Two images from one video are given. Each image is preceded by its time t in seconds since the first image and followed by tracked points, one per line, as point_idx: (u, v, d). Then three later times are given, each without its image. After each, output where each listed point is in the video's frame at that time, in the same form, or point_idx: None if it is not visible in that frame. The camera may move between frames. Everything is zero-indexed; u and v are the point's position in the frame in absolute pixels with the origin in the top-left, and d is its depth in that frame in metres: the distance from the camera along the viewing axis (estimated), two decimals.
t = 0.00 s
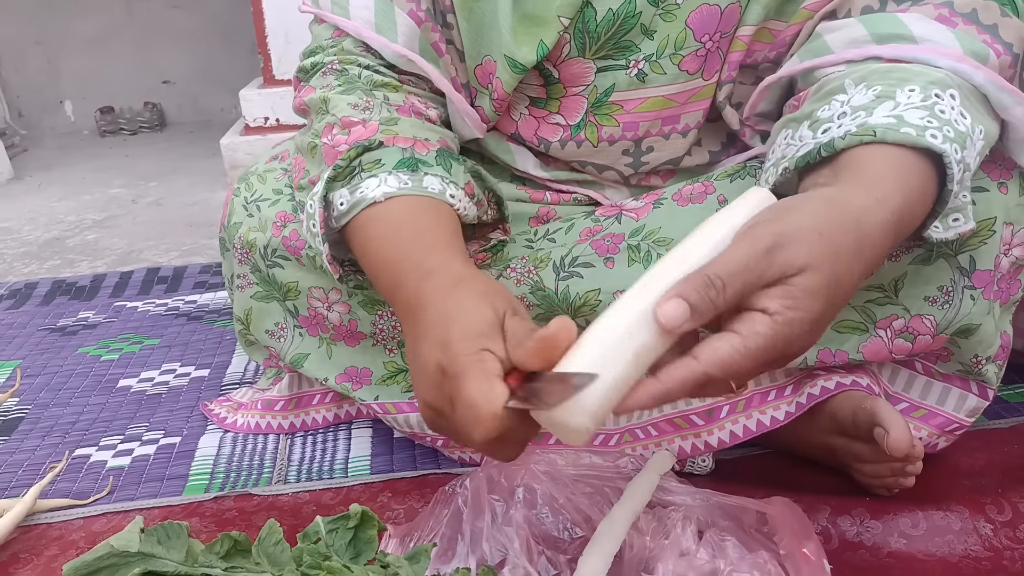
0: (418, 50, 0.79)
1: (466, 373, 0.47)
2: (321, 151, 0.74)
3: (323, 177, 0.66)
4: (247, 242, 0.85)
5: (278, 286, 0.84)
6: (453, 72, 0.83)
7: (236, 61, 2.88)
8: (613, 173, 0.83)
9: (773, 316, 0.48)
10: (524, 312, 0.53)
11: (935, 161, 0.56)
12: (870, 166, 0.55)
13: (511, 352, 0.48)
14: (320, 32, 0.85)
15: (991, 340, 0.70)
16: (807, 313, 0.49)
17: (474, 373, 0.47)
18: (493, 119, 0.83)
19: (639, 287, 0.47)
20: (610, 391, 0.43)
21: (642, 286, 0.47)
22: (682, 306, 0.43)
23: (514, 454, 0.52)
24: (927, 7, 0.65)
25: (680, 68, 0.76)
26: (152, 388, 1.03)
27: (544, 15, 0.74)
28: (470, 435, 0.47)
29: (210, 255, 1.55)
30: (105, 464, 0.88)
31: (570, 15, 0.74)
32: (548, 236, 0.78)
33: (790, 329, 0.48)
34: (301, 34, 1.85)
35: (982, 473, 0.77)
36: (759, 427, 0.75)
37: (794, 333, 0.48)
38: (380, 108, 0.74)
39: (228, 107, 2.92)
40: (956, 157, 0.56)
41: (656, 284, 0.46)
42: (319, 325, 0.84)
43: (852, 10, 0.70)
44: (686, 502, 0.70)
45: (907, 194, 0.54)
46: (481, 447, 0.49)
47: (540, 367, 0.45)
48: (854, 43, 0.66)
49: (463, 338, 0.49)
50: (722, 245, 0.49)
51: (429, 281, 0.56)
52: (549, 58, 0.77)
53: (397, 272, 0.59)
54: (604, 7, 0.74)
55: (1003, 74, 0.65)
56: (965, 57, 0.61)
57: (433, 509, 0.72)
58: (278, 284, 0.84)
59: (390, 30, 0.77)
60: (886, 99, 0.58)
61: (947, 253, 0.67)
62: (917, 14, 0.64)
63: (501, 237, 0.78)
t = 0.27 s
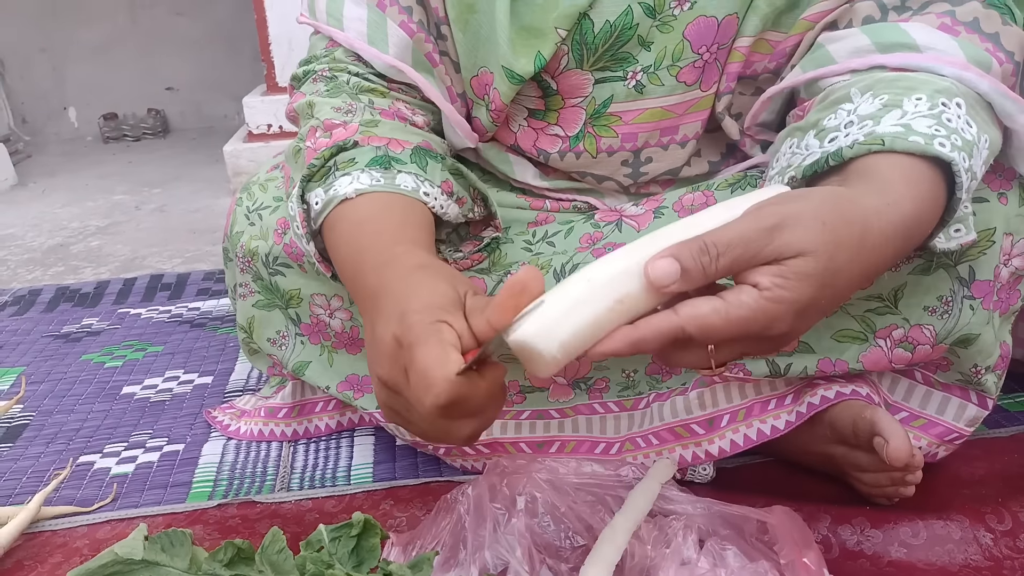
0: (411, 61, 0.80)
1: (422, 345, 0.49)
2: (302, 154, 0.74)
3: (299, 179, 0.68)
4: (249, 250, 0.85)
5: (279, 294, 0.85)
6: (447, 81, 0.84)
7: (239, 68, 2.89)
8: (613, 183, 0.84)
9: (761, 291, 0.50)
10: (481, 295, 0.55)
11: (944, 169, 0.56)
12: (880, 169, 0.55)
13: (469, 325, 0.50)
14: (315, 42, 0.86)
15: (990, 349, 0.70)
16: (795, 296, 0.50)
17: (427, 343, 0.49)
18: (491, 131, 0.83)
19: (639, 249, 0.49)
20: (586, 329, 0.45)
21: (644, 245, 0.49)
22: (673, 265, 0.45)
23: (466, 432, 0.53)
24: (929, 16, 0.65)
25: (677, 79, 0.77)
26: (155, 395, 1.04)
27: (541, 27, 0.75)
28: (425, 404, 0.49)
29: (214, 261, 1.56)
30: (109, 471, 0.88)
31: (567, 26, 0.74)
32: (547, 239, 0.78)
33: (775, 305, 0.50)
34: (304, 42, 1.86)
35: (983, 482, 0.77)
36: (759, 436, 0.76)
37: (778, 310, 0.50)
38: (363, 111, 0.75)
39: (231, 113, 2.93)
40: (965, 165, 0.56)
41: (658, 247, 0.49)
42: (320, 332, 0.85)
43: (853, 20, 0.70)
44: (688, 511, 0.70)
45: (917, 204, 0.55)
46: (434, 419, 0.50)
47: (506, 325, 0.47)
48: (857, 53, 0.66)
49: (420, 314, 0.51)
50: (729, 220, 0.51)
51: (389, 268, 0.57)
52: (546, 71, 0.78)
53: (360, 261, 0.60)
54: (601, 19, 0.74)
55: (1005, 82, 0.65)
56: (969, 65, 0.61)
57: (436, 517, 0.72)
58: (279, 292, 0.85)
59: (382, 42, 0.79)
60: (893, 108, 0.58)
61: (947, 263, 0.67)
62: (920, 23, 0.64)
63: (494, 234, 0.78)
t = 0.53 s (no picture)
0: (413, 66, 0.80)
1: (432, 327, 0.49)
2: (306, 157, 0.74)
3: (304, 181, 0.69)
4: (253, 254, 0.86)
5: (282, 298, 0.85)
6: (449, 86, 0.84)
7: (242, 72, 2.90)
8: (614, 187, 0.85)
9: (764, 284, 0.50)
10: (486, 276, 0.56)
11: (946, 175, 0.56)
12: (885, 173, 0.55)
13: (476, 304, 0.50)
14: (319, 48, 0.87)
15: (990, 355, 0.71)
16: (797, 292, 0.50)
17: (438, 324, 0.49)
18: (493, 135, 0.84)
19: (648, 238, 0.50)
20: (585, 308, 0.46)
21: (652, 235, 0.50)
22: (678, 253, 0.46)
23: (491, 405, 0.52)
24: (932, 23, 0.65)
25: (679, 85, 0.77)
26: (158, 399, 1.04)
27: (544, 33, 0.76)
28: (443, 383, 0.48)
29: (216, 265, 1.56)
30: (112, 474, 0.89)
31: (571, 33, 0.75)
32: (549, 241, 0.78)
33: (776, 299, 0.50)
34: (307, 47, 1.86)
35: (982, 487, 0.77)
36: (760, 441, 0.76)
37: (779, 304, 0.50)
38: (368, 113, 0.75)
39: (234, 117, 2.94)
40: (967, 170, 0.56)
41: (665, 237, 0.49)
42: (323, 335, 0.85)
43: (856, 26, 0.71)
44: (688, 515, 0.70)
45: (919, 211, 0.55)
46: (454, 397, 0.50)
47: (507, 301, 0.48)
48: (860, 59, 0.67)
49: (428, 298, 0.51)
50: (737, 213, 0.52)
51: (395, 259, 0.58)
52: (549, 76, 0.79)
53: (365, 257, 0.60)
54: (604, 26, 0.75)
55: (1008, 89, 0.65)
56: (972, 72, 0.62)
57: (437, 521, 0.73)
58: (282, 295, 0.85)
59: (385, 48, 0.79)
60: (897, 114, 0.58)
61: (946, 269, 0.68)
62: (923, 30, 0.65)
63: (495, 234, 0.80)
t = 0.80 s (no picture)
0: (410, 62, 0.80)
1: (438, 323, 0.49)
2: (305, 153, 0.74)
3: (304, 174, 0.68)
4: (249, 252, 0.85)
5: (279, 296, 0.85)
6: (446, 83, 0.84)
7: (238, 70, 2.89)
8: (614, 184, 0.84)
9: (764, 287, 0.50)
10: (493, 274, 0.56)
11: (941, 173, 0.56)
12: (880, 170, 0.55)
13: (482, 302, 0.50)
14: (315, 43, 0.86)
15: (991, 354, 0.70)
16: (797, 293, 0.50)
17: (443, 319, 0.49)
18: (492, 132, 0.84)
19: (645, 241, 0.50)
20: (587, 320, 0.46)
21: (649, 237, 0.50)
22: (677, 258, 0.46)
23: (489, 406, 0.52)
24: (932, 21, 0.65)
25: (681, 81, 0.76)
26: (153, 398, 1.03)
27: (543, 29, 0.75)
28: (444, 381, 0.48)
29: (212, 264, 1.55)
30: (107, 475, 0.88)
31: (571, 29, 0.74)
32: (548, 239, 0.77)
33: (776, 302, 0.50)
34: (304, 45, 1.86)
35: (983, 487, 0.77)
36: (760, 441, 0.75)
37: (780, 307, 0.50)
38: (366, 107, 0.75)
39: (230, 116, 2.93)
40: (962, 169, 0.56)
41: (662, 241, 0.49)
42: (320, 335, 0.84)
43: (858, 23, 0.71)
44: (688, 516, 0.70)
45: (914, 208, 0.55)
46: (454, 395, 0.49)
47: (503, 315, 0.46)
48: (860, 55, 0.66)
49: (434, 293, 0.51)
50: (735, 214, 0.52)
51: (401, 255, 0.58)
52: (549, 71, 0.78)
53: (370, 252, 0.60)
54: (605, 21, 0.75)
55: (1007, 88, 0.65)
56: (971, 70, 0.61)
57: (435, 522, 0.72)
58: (279, 294, 0.85)
59: (381, 43, 0.79)
60: (891, 112, 0.58)
61: (947, 267, 0.67)
62: (923, 28, 0.64)
63: (495, 233, 0.78)
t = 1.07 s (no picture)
0: (407, 61, 0.80)
1: (441, 325, 0.48)
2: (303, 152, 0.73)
3: (305, 171, 0.68)
4: (248, 252, 0.85)
5: (278, 295, 0.85)
6: (443, 81, 0.84)
7: (238, 69, 2.89)
8: (614, 183, 0.84)
9: (752, 296, 0.49)
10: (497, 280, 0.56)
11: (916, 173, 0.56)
12: (853, 171, 0.55)
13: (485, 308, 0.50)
14: (312, 42, 0.86)
15: (990, 353, 0.70)
16: (784, 299, 0.50)
17: (448, 321, 0.48)
18: (491, 130, 0.83)
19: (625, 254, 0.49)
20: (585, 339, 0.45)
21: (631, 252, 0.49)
22: (664, 272, 0.45)
23: (480, 413, 0.53)
24: (923, 21, 0.65)
25: (680, 79, 0.76)
26: (153, 397, 1.03)
27: (543, 27, 0.75)
28: (442, 384, 0.48)
29: (211, 263, 1.55)
30: (107, 473, 0.88)
31: (570, 27, 0.74)
32: (547, 237, 0.77)
33: (767, 310, 0.50)
34: (303, 44, 1.86)
35: (982, 486, 0.77)
36: (760, 440, 0.75)
37: (770, 315, 0.50)
38: (366, 105, 0.75)
39: (230, 114, 2.93)
40: (937, 168, 0.56)
41: (644, 256, 0.49)
42: (319, 334, 0.85)
43: (852, 22, 0.71)
44: (687, 515, 0.70)
45: (887, 205, 0.55)
46: (450, 399, 0.49)
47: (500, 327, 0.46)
48: (849, 53, 0.66)
49: (438, 295, 0.51)
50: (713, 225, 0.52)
51: (405, 256, 0.58)
52: (548, 70, 0.78)
53: (374, 250, 0.60)
54: (603, 19, 0.75)
55: (996, 90, 0.65)
56: (957, 71, 0.62)
57: (435, 520, 0.72)
58: (278, 293, 0.85)
59: (378, 42, 0.79)
60: (870, 112, 0.58)
61: (945, 266, 0.67)
62: (913, 27, 0.65)
63: (495, 232, 0.78)
